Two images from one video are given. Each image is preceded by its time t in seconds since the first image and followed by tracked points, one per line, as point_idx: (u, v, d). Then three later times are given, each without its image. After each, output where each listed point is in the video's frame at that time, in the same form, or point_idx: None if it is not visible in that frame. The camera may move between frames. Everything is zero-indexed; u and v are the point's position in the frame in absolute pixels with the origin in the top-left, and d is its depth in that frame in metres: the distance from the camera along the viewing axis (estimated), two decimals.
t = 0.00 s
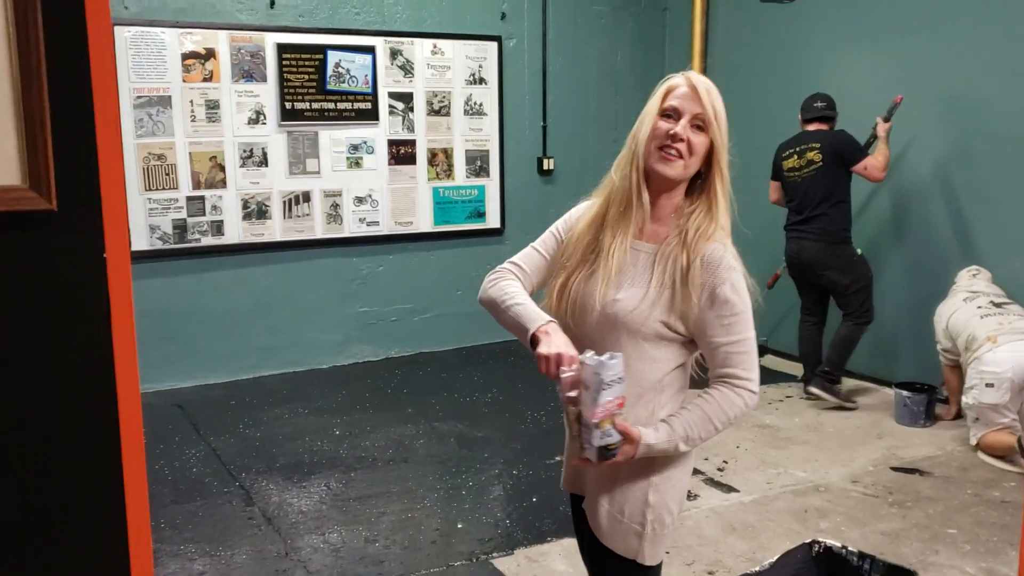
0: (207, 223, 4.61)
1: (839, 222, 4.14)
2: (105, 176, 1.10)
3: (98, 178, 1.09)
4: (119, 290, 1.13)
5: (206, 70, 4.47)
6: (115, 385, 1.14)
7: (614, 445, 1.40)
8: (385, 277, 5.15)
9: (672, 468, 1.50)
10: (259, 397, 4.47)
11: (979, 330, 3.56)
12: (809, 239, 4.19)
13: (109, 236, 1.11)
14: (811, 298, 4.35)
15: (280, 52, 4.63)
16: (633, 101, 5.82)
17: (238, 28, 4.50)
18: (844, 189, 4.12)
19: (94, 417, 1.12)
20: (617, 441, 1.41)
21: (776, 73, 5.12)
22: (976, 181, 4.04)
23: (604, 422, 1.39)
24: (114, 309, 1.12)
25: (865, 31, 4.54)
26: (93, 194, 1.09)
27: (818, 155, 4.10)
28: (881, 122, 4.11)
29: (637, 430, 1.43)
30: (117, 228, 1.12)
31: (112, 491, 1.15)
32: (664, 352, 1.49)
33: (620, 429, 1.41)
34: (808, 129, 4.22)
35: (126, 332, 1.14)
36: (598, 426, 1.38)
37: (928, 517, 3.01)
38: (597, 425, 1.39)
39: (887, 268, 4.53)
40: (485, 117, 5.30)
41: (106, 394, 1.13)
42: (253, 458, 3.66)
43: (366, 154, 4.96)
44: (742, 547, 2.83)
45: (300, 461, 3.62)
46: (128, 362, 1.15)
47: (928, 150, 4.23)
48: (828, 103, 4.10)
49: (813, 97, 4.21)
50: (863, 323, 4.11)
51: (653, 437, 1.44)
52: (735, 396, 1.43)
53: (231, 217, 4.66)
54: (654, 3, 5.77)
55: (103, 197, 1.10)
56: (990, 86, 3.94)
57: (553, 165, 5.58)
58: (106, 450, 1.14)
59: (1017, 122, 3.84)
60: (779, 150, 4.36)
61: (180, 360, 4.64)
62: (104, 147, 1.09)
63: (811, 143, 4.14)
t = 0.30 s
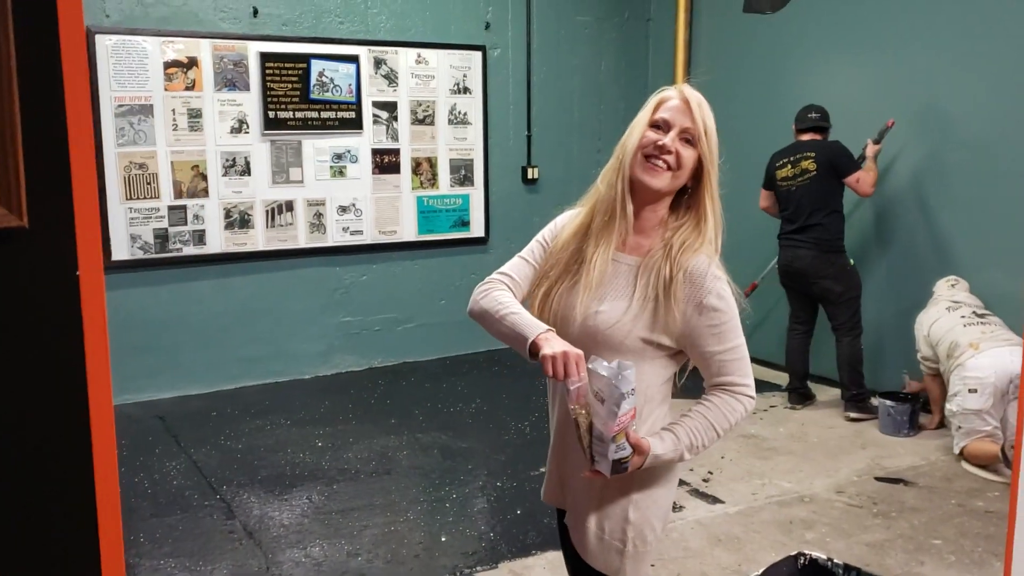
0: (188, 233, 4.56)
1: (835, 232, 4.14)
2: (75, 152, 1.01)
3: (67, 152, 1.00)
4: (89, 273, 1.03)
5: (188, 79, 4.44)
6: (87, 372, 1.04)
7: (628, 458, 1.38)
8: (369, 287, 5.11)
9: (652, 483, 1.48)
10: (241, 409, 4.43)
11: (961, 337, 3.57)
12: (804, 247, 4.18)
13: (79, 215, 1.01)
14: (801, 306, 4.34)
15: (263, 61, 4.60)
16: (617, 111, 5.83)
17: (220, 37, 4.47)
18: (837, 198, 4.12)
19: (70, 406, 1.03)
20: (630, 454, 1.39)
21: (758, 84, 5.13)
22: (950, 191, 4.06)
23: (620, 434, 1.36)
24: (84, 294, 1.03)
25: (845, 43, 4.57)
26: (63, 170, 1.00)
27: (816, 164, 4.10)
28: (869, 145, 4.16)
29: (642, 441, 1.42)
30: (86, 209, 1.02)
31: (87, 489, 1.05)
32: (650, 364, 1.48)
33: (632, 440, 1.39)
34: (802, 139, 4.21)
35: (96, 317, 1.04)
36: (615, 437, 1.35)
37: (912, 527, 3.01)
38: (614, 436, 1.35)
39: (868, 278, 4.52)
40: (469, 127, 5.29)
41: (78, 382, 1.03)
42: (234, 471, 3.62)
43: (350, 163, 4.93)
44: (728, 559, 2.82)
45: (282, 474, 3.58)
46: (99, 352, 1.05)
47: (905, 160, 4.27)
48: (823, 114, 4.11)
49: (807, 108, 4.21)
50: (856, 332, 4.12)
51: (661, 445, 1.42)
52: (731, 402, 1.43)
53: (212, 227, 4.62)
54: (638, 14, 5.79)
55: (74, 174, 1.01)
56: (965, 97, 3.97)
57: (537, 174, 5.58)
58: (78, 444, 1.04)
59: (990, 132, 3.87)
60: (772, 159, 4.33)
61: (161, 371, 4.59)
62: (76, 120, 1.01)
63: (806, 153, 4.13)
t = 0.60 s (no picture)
0: (174, 236, 4.53)
1: (833, 234, 4.13)
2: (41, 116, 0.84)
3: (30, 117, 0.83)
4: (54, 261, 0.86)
5: (173, 81, 4.41)
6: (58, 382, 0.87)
7: (576, 466, 1.36)
8: (356, 290, 5.09)
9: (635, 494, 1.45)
10: (228, 413, 4.40)
11: (950, 339, 3.58)
12: (803, 248, 4.17)
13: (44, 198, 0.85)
14: (792, 308, 4.35)
15: (249, 63, 4.57)
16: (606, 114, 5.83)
17: (206, 39, 4.44)
18: (836, 202, 4.12)
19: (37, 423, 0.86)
20: (579, 463, 1.36)
21: (746, 86, 5.14)
22: (938, 193, 4.08)
23: (564, 442, 1.35)
24: (51, 293, 0.86)
25: (833, 45, 4.58)
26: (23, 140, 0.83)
27: (817, 167, 4.07)
28: (864, 149, 4.17)
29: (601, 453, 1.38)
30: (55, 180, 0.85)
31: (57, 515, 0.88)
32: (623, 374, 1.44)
33: (582, 449, 1.36)
34: (802, 140, 4.19)
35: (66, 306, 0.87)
36: (556, 444, 1.34)
37: (900, 529, 3.02)
38: (555, 443, 1.34)
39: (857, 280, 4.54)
40: (458, 129, 5.27)
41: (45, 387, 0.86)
42: (221, 476, 3.59)
43: (337, 166, 4.91)
44: (716, 562, 2.81)
45: (268, 479, 3.56)
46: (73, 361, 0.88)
47: (893, 163, 4.29)
48: (824, 116, 4.10)
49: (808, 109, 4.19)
50: (842, 337, 4.12)
51: (618, 457, 1.38)
52: (705, 417, 1.35)
53: (198, 230, 4.59)
54: (627, 16, 5.80)
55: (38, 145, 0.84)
56: (953, 100, 3.99)
57: (526, 177, 5.57)
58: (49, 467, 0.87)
59: (978, 134, 3.89)
60: (771, 160, 4.31)
61: (147, 376, 4.55)
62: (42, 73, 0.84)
63: (807, 155, 4.11)
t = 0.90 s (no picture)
0: (167, 235, 4.51)
1: (834, 232, 4.13)
2: (36, 114, 0.82)
3: (24, 115, 0.81)
4: (49, 263, 0.84)
5: (165, 79, 4.38)
6: (52, 385, 0.85)
7: (490, 470, 1.41)
8: (349, 289, 5.08)
9: (638, 497, 1.39)
10: (220, 412, 4.38)
11: (945, 338, 3.58)
12: (804, 245, 4.17)
13: (39, 197, 0.83)
14: (786, 307, 4.34)
15: (241, 61, 4.55)
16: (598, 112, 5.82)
17: (197, 37, 4.42)
18: (838, 200, 4.13)
19: (31, 425, 0.85)
20: (494, 466, 1.41)
21: (739, 85, 5.14)
22: (933, 192, 4.09)
23: (478, 445, 1.41)
24: (46, 295, 0.84)
25: (826, 44, 4.58)
26: (18, 139, 0.81)
27: (820, 165, 4.08)
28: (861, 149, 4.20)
29: (523, 462, 1.42)
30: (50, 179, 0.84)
31: (52, 518, 0.87)
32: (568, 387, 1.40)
33: (496, 454, 1.41)
34: (803, 138, 4.19)
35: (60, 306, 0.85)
36: (467, 446, 1.41)
37: (894, 528, 3.02)
38: (467, 445, 1.42)
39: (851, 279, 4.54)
40: (450, 127, 5.26)
41: (39, 389, 0.85)
42: (214, 475, 3.58)
43: (329, 164, 4.90)
44: (710, 561, 2.81)
45: (261, 478, 3.54)
46: (67, 363, 0.87)
47: (887, 161, 4.30)
48: (825, 114, 4.11)
49: (809, 107, 4.20)
50: (838, 337, 4.13)
51: (538, 468, 1.39)
52: (625, 437, 1.27)
53: (190, 229, 4.57)
54: (619, 14, 5.79)
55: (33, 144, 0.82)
56: (947, 98, 4.00)
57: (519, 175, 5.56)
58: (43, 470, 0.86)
59: (973, 133, 3.89)
60: (771, 157, 4.31)
61: (139, 375, 4.53)
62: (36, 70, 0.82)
63: (810, 152, 4.10)
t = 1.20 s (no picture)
0: (157, 235, 4.49)
1: (826, 231, 4.15)
2: (25, 100, 0.79)
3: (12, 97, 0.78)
4: (41, 251, 0.80)
5: (154, 79, 4.36)
6: (44, 379, 0.82)
7: (451, 462, 1.45)
8: (340, 288, 5.06)
9: (635, 503, 1.39)
10: (211, 412, 4.36)
11: (935, 337, 3.60)
12: (796, 244, 4.18)
13: (30, 183, 0.79)
14: (777, 306, 4.36)
15: (231, 60, 4.54)
16: (588, 111, 5.82)
17: (186, 37, 4.40)
18: (831, 198, 4.14)
19: (24, 421, 0.81)
20: (457, 461, 1.44)
21: (730, 84, 5.15)
22: (923, 191, 4.11)
23: (444, 438, 1.45)
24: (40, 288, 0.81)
25: (815, 43, 4.60)
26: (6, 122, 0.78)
27: (813, 163, 4.09)
28: (852, 147, 4.22)
29: (485, 459, 1.44)
30: (41, 164, 0.80)
31: (47, 524, 0.83)
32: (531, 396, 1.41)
33: (457, 449, 1.44)
34: (795, 136, 4.20)
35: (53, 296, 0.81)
36: (432, 438, 1.45)
37: (886, 525, 3.04)
38: (433, 437, 1.45)
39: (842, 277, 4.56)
40: (440, 126, 5.26)
41: (32, 384, 0.81)
42: (205, 476, 3.56)
43: (319, 164, 4.89)
44: (703, 560, 2.82)
45: (253, 479, 3.53)
46: (62, 360, 0.83)
47: (878, 160, 4.32)
48: (817, 112, 4.13)
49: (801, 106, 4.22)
50: (829, 334, 4.14)
51: (497, 469, 1.40)
52: (570, 445, 1.26)
53: (180, 230, 4.55)
54: (608, 13, 5.79)
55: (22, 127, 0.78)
56: (936, 97, 4.02)
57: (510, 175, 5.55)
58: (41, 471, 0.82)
59: (963, 131, 3.92)
60: (763, 155, 4.31)
61: (130, 376, 4.51)
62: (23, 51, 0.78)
63: (803, 151, 4.11)
